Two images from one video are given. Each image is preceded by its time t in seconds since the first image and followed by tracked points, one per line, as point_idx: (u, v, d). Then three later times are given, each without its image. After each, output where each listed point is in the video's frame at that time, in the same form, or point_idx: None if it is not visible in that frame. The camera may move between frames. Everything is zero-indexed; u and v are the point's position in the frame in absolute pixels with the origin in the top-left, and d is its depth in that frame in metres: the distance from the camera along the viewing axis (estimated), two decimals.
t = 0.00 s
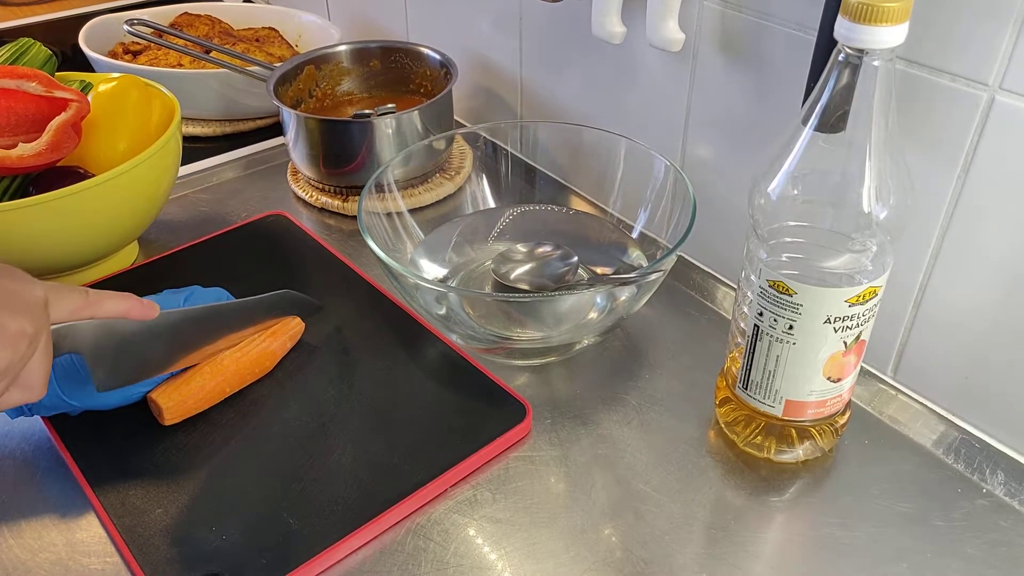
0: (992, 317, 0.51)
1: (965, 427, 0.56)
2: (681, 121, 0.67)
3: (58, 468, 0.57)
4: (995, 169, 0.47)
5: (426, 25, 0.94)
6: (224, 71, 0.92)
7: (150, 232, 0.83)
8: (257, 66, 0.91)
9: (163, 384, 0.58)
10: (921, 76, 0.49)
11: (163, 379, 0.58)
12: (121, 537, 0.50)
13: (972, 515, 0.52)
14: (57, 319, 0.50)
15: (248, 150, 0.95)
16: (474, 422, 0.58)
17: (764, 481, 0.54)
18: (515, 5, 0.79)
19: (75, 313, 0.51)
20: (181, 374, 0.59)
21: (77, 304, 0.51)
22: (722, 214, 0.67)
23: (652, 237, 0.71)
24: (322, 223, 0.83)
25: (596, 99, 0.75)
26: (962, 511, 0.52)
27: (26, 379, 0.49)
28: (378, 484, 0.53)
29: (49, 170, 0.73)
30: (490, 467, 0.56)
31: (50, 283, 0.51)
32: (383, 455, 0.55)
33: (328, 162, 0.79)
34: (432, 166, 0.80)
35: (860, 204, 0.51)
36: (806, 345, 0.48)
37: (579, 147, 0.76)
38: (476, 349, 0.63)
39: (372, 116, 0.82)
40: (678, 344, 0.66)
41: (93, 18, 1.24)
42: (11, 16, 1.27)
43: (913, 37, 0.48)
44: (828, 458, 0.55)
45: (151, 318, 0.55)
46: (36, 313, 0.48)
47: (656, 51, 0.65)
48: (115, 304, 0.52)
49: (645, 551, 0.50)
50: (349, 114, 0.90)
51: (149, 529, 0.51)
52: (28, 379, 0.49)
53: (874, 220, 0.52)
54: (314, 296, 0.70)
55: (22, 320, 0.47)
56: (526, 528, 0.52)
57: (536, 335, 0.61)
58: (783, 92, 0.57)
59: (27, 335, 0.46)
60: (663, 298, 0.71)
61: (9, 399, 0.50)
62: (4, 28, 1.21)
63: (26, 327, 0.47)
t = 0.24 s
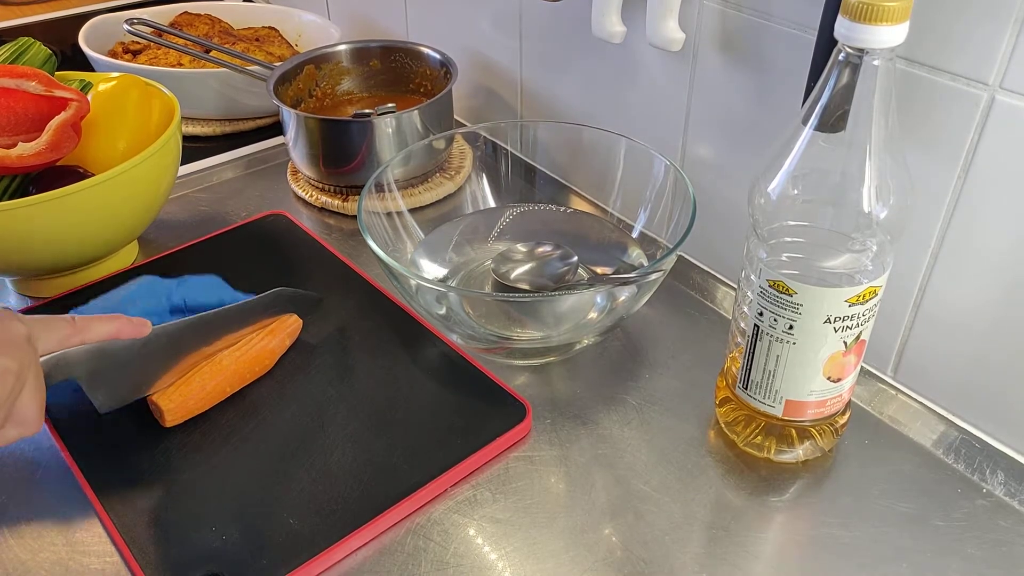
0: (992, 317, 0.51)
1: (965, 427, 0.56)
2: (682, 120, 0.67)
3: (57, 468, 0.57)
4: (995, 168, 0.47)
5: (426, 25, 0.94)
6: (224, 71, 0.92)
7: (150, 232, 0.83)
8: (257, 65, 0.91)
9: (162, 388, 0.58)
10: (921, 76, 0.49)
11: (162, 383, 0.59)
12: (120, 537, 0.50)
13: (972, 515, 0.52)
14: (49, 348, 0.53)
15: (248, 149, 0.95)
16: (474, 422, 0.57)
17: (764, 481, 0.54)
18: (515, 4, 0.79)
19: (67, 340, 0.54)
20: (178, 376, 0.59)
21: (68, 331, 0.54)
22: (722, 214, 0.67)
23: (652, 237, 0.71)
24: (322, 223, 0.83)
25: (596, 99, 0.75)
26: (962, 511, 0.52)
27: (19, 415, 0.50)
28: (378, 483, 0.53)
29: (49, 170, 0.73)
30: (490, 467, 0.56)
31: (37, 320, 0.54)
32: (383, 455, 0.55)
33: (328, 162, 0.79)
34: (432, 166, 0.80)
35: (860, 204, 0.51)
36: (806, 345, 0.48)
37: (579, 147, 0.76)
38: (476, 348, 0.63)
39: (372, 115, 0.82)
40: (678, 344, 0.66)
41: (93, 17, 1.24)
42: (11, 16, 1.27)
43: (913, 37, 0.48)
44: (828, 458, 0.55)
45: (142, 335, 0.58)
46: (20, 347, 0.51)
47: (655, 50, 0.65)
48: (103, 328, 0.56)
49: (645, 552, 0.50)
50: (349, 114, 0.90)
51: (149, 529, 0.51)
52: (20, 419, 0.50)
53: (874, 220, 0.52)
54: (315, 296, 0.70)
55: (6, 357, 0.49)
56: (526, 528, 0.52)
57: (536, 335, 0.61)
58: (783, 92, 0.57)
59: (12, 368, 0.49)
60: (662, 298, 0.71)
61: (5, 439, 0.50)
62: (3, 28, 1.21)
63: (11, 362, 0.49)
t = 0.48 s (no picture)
0: (992, 317, 0.51)
1: (965, 427, 0.56)
2: (682, 121, 0.67)
3: (57, 468, 0.57)
4: (995, 168, 0.47)
5: (426, 25, 0.94)
6: (224, 71, 0.92)
7: (150, 232, 0.83)
8: (257, 65, 0.91)
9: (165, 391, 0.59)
10: (921, 76, 0.49)
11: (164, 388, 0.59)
12: (120, 537, 0.50)
13: (972, 514, 0.52)
14: (47, 362, 0.51)
15: (248, 149, 0.95)
16: (474, 422, 0.58)
17: (764, 481, 0.54)
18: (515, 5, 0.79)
19: (64, 352, 0.52)
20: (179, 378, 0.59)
21: (65, 343, 0.52)
22: (722, 214, 0.67)
23: (652, 236, 0.71)
24: (323, 223, 0.83)
25: (596, 99, 0.75)
26: (962, 511, 0.52)
27: (21, 429, 0.50)
28: (378, 483, 0.53)
29: (49, 170, 0.73)
30: (490, 467, 0.56)
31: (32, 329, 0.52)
32: (383, 454, 0.55)
33: (328, 162, 0.79)
34: (432, 166, 0.80)
35: (860, 204, 0.51)
36: (806, 345, 0.48)
37: (579, 147, 0.76)
38: (476, 348, 0.63)
39: (372, 115, 0.82)
40: (678, 344, 0.66)
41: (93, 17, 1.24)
42: (11, 16, 1.27)
43: (913, 37, 0.48)
44: (828, 458, 0.55)
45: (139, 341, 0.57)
46: (16, 362, 0.48)
47: (656, 50, 0.65)
48: (100, 336, 0.54)
49: (645, 551, 0.50)
50: (349, 114, 0.90)
51: (149, 529, 0.51)
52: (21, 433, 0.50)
53: (874, 220, 0.52)
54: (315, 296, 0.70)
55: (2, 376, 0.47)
56: (527, 528, 0.52)
57: (536, 335, 0.61)
58: (783, 92, 0.57)
59: (9, 388, 0.47)
60: (662, 298, 0.71)
61: (9, 453, 0.51)
62: (3, 28, 1.21)
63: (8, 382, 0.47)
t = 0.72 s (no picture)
0: (992, 317, 0.51)
1: (965, 427, 0.56)
2: (682, 120, 0.67)
3: (58, 469, 0.57)
4: (995, 168, 0.47)
5: (426, 24, 0.94)
6: (224, 70, 0.92)
7: (150, 232, 0.83)
8: (256, 65, 0.91)
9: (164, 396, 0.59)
10: (921, 76, 0.48)
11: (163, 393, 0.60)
12: (120, 537, 0.50)
13: (972, 515, 0.52)
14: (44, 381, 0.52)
15: (248, 149, 0.95)
16: (474, 423, 0.57)
17: (764, 481, 0.54)
18: (515, 4, 0.78)
19: (62, 369, 0.53)
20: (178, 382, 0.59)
21: (62, 361, 0.53)
22: (722, 214, 0.67)
23: (652, 236, 0.71)
24: (322, 223, 0.83)
25: (596, 98, 0.75)
26: (962, 511, 0.52)
27: (27, 449, 0.49)
28: (378, 484, 0.53)
29: (49, 171, 0.73)
30: (490, 468, 0.56)
31: (28, 351, 0.52)
32: (383, 455, 0.55)
33: (328, 162, 0.79)
34: (432, 166, 0.80)
35: (860, 204, 0.51)
36: (806, 346, 0.48)
37: (579, 147, 0.76)
38: (476, 349, 0.63)
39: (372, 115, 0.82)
40: (678, 344, 0.66)
41: (93, 17, 1.24)
42: (11, 16, 1.27)
43: (914, 37, 0.48)
44: (828, 458, 0.55)
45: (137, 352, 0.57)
46: (16, 385, 0.49)
47: (656, 50, 0.65)
48: (97, 351, 0.54)
49: (645, 552, 0.50)
50: (349, 114, 0.90)
51: (149, 530, 0.51)
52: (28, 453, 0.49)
53: (874, 221, 0.52)
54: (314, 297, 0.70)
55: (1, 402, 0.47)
56: (527, 529, 0.52)
57: (536, 335, 0.61)
58: (783, 92, 0.57)
59: (10, 413, 0.48)
60: (662, 298, 0.71)
61: (16, 474, 0.50)
62: (3, 27, 1.21)
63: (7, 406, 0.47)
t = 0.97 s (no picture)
0: (992, 316, 0.51)
1: (965, 427, 0.56)
2: (682, 120, 0.67)
3: (58, 469, 0.57)
4: (995, 168, 0.47)
5: (426, 24, 0.94)
6: (223, 70, 0.92)
7: (150, 232, 0.83)
8: (256, 64, 0.91)
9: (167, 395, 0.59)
10: (921, 75, 0.48)
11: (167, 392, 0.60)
12: (121, 537, 0.50)
13: (972, 514, 0.52)
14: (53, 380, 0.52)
15: (248, 148, 0.95)
16: (474, 422, 0.57)
17: (764, 481, 0.54)
18: (514, 4, 0.78)
19: (70, 369, 0.53)
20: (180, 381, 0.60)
21: (71, 360, 0.53)
22: (722, 214, 0.67)
23: (652, 236, 0.71)
24: (322, 222, 0.83)
25: (596, 98, 0.75)
26: (962, 511, 0.52)
27: (33, 447, 0.49)
28: (378, 484, 0.53)
29: (48, 170, 0.73)
30: (490, 467, 0.56)
31: (35, 350, 0.52)
32: (383, 455, 0.55)
33: (328, 162, 0.79)
34: (432, 166, 0.80)
35: (860, 204, 0.51)
36: (806, 345, 0.48)
37: (579, 147, 0.76)
38: (476, 349, 0.63)
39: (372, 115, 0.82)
40: (678, 344, 0.66)
41: (93, 16, 1.24)
42: (11, 15, 1.27)
43: (914, 37, 0.48)
44: (828, 458, 0.55)
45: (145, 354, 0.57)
46: (26, 386, 0.49)
47: (656, 49, 0.65)
48: (105, 351, 0.54)
49: (645, 551, 0.50)
50: (349, 114, 0.90)
51: (149, 529, 0.51)
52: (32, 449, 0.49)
53: (874, 220, 0.52)
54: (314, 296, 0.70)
55: (12, 402, 0.47)
56: (527, 528, 0.52)
57: (536, 334, 0.61)
58: (784, 92, 0.57)
59: (21, 413, 0.47)
60: (662, 298, 0.71)
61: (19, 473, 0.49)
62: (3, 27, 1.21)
63: (18, 406, 0.47)
